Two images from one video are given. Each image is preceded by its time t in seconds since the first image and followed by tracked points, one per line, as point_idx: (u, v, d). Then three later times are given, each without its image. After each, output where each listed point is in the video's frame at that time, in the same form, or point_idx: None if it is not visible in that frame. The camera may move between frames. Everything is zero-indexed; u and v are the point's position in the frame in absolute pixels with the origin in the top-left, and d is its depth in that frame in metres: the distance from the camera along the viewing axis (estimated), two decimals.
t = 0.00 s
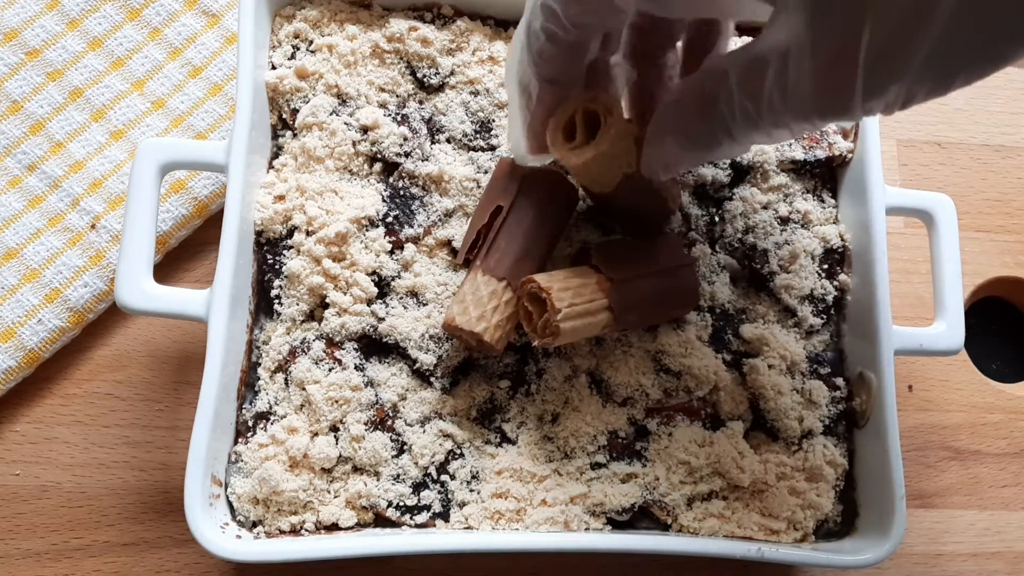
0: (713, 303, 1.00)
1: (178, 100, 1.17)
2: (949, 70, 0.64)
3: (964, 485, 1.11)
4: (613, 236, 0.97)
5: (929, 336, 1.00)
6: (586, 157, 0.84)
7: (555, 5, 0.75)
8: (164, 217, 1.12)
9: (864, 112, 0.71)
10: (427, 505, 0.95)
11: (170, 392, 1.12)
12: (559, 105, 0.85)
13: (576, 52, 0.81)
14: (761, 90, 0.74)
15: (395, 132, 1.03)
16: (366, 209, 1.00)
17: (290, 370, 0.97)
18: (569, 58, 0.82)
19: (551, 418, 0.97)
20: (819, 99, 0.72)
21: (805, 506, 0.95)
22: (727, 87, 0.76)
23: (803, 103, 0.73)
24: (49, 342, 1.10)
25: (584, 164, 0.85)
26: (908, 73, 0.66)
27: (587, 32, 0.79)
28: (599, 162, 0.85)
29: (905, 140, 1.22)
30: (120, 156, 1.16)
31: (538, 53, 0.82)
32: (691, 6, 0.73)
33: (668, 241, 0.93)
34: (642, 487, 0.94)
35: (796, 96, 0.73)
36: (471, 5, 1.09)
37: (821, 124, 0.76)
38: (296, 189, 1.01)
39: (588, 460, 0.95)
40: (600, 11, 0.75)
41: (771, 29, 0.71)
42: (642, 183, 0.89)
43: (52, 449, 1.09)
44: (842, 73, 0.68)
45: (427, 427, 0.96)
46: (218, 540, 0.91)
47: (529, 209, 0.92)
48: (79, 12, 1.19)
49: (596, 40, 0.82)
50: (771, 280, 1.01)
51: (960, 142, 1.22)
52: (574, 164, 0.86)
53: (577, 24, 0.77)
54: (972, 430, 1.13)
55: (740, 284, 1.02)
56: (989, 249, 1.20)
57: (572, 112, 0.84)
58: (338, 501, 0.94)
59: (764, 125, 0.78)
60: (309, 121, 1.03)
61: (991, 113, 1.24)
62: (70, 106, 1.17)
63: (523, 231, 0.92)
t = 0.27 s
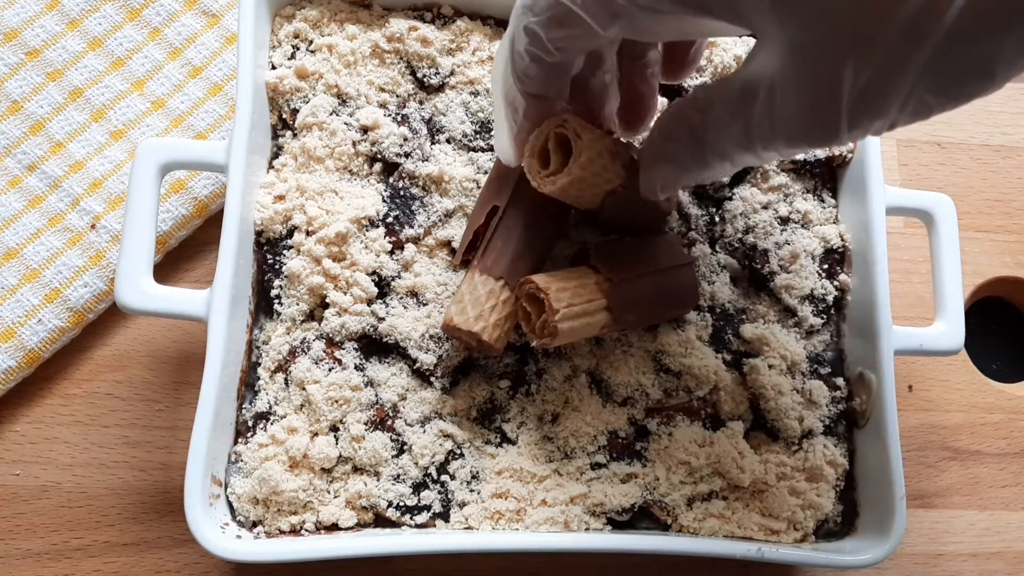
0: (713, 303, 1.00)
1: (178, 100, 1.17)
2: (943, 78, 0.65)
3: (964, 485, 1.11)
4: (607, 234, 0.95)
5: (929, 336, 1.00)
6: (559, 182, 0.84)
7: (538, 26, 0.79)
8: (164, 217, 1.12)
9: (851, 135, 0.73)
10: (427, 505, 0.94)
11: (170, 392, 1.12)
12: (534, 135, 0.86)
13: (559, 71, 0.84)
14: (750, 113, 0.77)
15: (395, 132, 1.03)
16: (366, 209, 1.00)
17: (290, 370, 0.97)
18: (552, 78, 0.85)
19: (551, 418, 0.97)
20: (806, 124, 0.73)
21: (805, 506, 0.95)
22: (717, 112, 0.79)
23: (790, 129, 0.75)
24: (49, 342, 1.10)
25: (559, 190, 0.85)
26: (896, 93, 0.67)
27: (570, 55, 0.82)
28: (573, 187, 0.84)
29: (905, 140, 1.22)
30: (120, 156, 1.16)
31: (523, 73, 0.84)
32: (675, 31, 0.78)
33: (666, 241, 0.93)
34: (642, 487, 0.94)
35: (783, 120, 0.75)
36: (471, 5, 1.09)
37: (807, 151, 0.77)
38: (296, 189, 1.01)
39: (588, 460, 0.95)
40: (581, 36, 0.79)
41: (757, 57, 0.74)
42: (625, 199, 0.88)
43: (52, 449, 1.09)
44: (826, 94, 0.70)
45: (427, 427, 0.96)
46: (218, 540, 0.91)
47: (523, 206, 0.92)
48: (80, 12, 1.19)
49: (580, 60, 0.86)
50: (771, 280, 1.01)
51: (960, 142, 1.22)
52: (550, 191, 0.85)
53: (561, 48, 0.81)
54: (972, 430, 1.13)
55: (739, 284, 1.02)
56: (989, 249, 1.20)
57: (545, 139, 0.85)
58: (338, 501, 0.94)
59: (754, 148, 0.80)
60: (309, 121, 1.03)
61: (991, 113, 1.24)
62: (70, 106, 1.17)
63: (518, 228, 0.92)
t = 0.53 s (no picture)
0: (713, 303, 1.00)
1: (178, 100, 1.17)
2: (966, 57, 0.65)
3: (964, 485, 1.11)
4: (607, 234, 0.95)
5: (929, 336, 1.00)
6: (559, 182, 0.83)
7: None
8: (164, 217, 1.12)
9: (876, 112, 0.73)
10: (427, 505, 0.95)
11: (170, 392, 1.12)
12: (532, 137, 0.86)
13: (579, 37, 0.83)
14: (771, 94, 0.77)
15: (395, 132, 1.02)
16: (366, 209, 1.00)
17: (290, 370, 0.97)
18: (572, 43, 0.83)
19: (551, 418, 0.97)
20: (829, 105, 0.74)
21: (805, 505, 0.95)
22: (737, 94, 0.80)
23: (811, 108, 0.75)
24: (49, 342, 1.10)
25: (559, 190, 0.84)
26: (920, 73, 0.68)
27: (589, 22, 0.80)
28: (573, 187, 0.84)
29: (905, 140, 1.22)
30: (120, 156, 1.16)
31: (541, 37, 0.84)
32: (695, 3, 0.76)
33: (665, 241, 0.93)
34: (642, 487, 0.94)
35: (805, 101, 0.75)
36: (471, 5, 1.09)
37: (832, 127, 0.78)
38: (296, 189, 1.01)
39: (588, 460, 0.95)
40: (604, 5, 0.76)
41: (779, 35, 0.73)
42: (626, 199, 0.88)
43: (52, 449, 1.09)
44: (847, 73, 0.70)
45: (427, 427, 0.96)
46: (218, 540, 0.91)
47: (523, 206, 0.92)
48: (80, 12, 1.19)
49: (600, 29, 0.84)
50: (771, 280, 1.01)
51: (960, 142, 1.22)
52: (549, 191, 0.85)
53: (582, 15, 0.78)
54: (972, 430, 1.13)
55: (739, 284, 1.02)
56: (989, 250, 1.20)
57: (545, 140, 0.85)
58: (338, 501, 0.94)
59: (776, 125, 0.80)
60: (309, 121, 1.03)
61: (990, 113, 1.24)
62: (70, 106, 1.17)
63: (518, 228, 0.92)
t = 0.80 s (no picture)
0: (713, 303, 1.00)
1: (178, 100, 1.17)
2: None
3: (964, 485, 1.11)
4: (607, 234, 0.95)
5: (929, 337, 1.00)
6: (559, 182, 0.83)
7: None
8: (164, 217, 1.12)
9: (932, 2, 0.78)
10: (427, 505, 0.95)
11: (170, 392, 1.12)
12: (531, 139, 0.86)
13: None
14: None
15: (395, 132, 1.02)
16: (366, 209, 1.00)
17: (290, 370, 0.97)
18: None
19: (551, 418, 0.97)
20: None
21: (805, 506, 0.95)
22: None
23: None
24: (49, 342, 1.10)
25: (559, 190, 0.84)
26: None
27: None
28: (573, 187, 0.84)
29: (905, 140, 1.22)
30: (120, 156, 1.16)
31: None
32: None
33: (664, 241, 0.93)
34: (642, 487, 0.94)
35: None
36: (471, 5, 1.08)
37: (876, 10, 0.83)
38: (296, 189, 1.01)
39: (588, 460, 0.95)
40: None
41: None
42: (625, 199, 0.88)
43: (52, 449, 1.09)
44: None
45: (427, 427, 0.96)
46: (218, 541, 0.91)
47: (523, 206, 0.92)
48: (80, 12, 1.19)
49: None
50: (771, 280, 1.01)
51: (961, 142, 1.22)
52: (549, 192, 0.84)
53: None
54: (972, 430, 1.13)
55: (740, 284, 1.02)
56: (989, 250, 1.20)
57: (545, 140, 0.85)
58: (338, 501, 0.94)
59: None
60: (309, 121, 1.02)
61: (991, 113, 1.23)
62: (70, 106, 1.17)
63: (518, 227, 0.91)
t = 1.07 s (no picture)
0: (713, 302, 1.00)
1: (178, 100, 1.17)
2: None
3: (964, 485, 1.11)
4: (607, 234, 0.95)
5: (929, 337, 1.00)
6: (559, 182, 0.83)
7: None
8: (164, 217, 1.12)
9: None
10: (427, 505, 0.95)
11: (170, 392, 1.12)
12: (531, 138, 0.86)
13: None
14: None
15: (395, 132, 1.02)
16: (366, 209, 1.00)
17: (290, 370, 0.97)
18: None
19: (551, 418, 0.97)
20: None
21: (805, 506, 0.95)
22: None
23: None
24: (49, 342, 1.10)
25: (559, 190, 0.84)
26: None
27: None
28: (573, 187, 0.84)
29: (905, 140, 1.22)
30: (120, 156, 1.16)
31: None
32: None
33: (664, 241, 0.93)
34: (642, 487, 0.95)
35: None
36: (471, 5, 1.08)
37: None
38: (296, 189, 1.01)
39: (588, 460, 0.95)
40: None
41: None
42: (625, 198, 0.88)
43: (52, 449, 1.09)
44: None
45: (427, 427, 0.96)
46: (219, 541, 0.91)
47: (523, 206, 0.92)
48: (80, 12, 1.18)
49: None
50: (771, 280, 1.01)
51: (961, 142, 1.22)
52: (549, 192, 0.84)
53: None
54: (972, 430, 1.13)
55: (741, 284, 1.01)
56: (989, 250, 1.20)
57: (544, 140, 0.85)
58: (338, 501, 0.94)
59: None
60: (309, 121, 1.02)
61: (991, 113, 1.23)
62: (70, 106, 1.17)
63: (518, 227, 0.91)
